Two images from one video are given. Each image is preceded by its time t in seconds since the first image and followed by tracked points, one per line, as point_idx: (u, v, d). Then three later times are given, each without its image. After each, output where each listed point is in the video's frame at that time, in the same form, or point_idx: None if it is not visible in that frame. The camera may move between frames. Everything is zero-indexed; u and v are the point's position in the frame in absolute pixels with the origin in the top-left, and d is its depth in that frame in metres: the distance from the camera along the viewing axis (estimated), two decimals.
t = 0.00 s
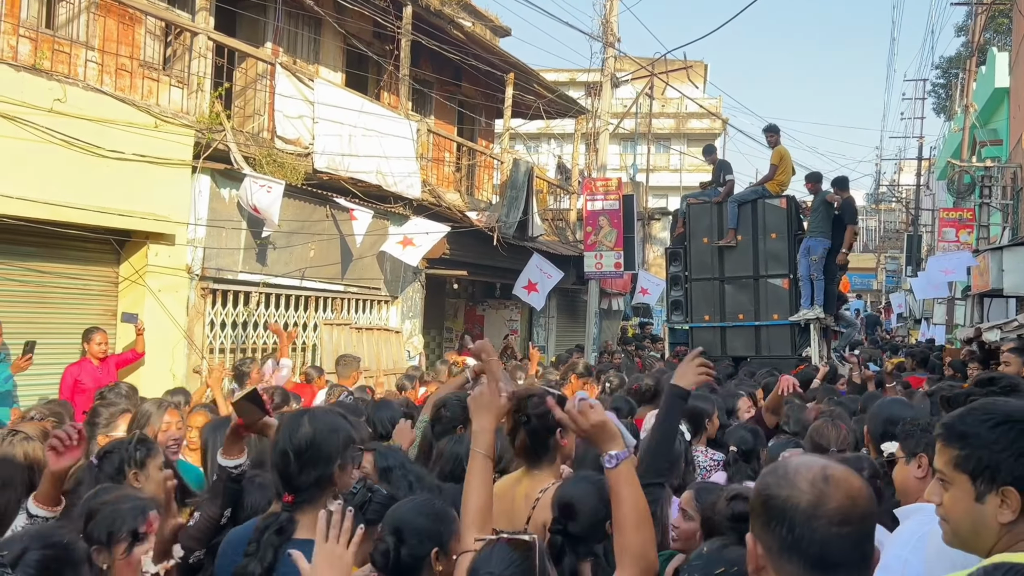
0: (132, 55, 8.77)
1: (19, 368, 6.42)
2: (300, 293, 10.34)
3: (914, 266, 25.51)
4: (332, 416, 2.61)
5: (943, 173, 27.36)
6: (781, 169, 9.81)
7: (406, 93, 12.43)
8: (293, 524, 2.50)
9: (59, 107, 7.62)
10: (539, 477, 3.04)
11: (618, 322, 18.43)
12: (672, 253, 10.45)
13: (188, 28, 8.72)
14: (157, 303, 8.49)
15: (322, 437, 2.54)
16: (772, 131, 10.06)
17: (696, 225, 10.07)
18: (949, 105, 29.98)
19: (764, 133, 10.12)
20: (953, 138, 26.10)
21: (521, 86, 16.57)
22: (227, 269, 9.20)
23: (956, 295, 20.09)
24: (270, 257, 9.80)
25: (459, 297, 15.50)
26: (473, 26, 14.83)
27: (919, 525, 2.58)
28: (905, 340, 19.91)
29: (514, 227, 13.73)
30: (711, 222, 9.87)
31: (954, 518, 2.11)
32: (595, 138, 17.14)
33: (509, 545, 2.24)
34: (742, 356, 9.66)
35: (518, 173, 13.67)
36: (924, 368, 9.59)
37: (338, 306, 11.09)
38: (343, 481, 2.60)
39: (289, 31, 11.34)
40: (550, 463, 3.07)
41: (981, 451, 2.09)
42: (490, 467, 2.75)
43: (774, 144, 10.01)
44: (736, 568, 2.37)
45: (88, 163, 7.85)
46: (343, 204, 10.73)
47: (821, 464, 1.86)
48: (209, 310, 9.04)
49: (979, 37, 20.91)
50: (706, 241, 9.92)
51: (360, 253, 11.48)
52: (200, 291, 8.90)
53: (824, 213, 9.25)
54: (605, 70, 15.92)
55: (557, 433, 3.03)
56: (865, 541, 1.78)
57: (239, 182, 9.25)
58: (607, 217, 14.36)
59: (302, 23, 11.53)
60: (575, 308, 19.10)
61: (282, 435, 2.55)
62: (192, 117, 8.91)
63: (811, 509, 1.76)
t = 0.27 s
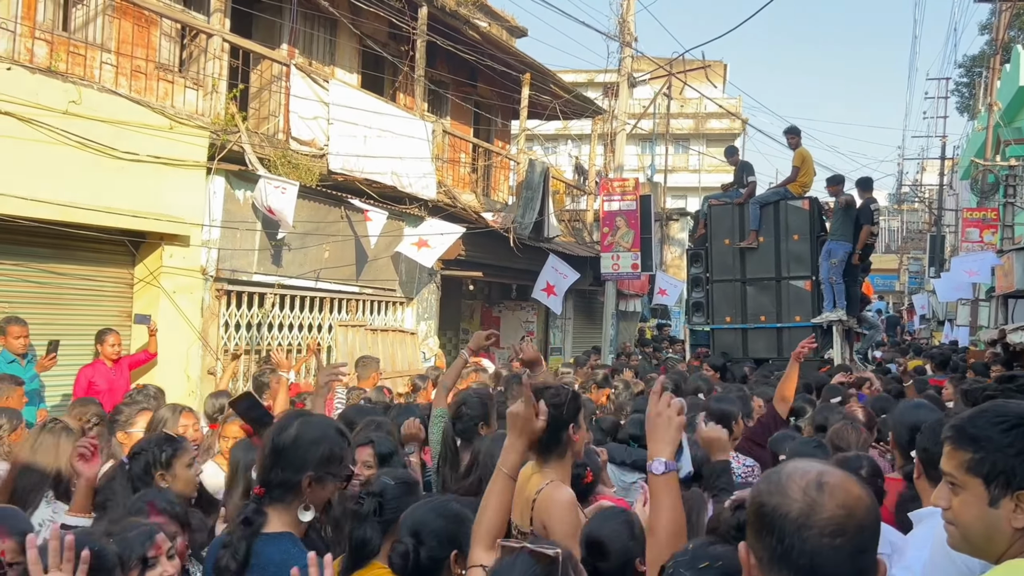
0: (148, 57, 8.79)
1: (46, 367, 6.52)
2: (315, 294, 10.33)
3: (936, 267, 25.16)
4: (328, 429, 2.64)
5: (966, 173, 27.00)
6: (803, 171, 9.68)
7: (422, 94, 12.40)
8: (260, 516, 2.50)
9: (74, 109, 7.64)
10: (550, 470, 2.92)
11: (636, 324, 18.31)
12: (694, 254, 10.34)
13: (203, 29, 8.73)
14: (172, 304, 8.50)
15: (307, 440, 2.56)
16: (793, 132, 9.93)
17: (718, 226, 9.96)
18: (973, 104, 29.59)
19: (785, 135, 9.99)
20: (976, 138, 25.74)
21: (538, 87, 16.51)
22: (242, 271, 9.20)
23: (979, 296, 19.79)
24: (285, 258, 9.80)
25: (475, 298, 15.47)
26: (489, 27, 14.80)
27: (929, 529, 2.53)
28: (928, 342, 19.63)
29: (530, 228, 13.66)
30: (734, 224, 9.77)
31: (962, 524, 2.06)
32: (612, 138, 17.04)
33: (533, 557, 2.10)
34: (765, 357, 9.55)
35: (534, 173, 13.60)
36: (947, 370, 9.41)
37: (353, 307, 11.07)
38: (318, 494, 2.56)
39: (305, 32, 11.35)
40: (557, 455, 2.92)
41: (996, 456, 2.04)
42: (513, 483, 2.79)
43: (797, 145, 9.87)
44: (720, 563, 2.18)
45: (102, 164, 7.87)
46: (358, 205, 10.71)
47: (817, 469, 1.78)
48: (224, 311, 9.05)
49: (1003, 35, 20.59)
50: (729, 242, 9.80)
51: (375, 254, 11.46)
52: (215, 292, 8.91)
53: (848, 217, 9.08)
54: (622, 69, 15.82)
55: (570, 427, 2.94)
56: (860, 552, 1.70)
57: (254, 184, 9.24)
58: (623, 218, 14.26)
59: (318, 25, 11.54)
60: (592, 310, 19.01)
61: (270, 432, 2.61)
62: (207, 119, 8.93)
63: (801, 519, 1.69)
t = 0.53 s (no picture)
0: (158, 58, 8.76)
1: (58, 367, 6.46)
2: (326, 296, 10.27)
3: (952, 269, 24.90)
4: (328, 427, 2.57)
5: (981, 174, 26.72)
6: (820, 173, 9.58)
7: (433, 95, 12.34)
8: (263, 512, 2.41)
9: (83, 110, 7.61)
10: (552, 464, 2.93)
11: (648, 326, 18.18)
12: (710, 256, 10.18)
13: (213, 31, 8.69)
14: (181, 306, 8.45)
15: (306, 437, 2.49)
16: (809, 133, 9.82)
17: (735, 228, 9.80)
18: (988, 105, 29.30)
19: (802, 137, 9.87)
20: (992, 138, 25.47)
21: (550, 88, 16.43)
22: (252, 273, 9.15)
23: (997, 298, 19.55)
24: (296, 260, 9.75)
25: (487, 300, 15.39)
26: (501, 28, 14.73)
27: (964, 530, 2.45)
28: (944, 345, 19.40)
29: (542, 229, 13.57)
30: (748, 226, 9.64)
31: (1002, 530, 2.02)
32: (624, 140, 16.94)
33: (557, 531, 2.12)
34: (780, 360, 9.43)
35: (546, 174, 13.50)
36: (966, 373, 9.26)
37: (364, 309, 11.01)
38: (318, 491, 2.48)
39: (316, 33, 11.31)
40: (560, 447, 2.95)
41: None
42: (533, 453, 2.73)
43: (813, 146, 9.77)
44: (754, 570, 2.09)
45: (112, 166, 7.84)
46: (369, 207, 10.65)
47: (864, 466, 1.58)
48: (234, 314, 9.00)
49: (1018, 34, 20.36)
50: (744, 245, 9.67)
51: (386, 256, 11.39)
52: (225, 295, 8.87)
53: (864, 218, 8.94)
54: (634, 70, 15.71)
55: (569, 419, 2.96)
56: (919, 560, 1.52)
57: (264, 185, 9.19)
58: (636, 219, 14.13)
59: (329, 26, 11.50)
60: (605, 312, 18.89)
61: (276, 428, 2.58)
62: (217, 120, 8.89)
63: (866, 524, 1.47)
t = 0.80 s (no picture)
0: (167, 64, 8.75)
1: (68, 372, 6.41)
2: (335, 301, 10.24)
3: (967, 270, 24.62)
4: (357, 429, 2.60)
5: (995, 174, 26.46)
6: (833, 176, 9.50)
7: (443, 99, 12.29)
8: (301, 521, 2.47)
9: (92, 116, 7.59)
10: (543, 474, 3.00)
11: (660, 329, 18.07)
12: (724, 260, 10.05)
13: (222, 35, 8.67)
14: (191, 312, 8.42)
15: (335, 445, 2.52)
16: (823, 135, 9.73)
17: (749, 232, 9.69)
18: (1002, 105, 29.03)
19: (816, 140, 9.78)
20: (1006, 138, 25.20)
21: (559, 91, 16.36)
22: (261, 278, 9.13)
23: (1012, 300, 19.31)
24: (305, 265, 9.72)
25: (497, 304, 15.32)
26: (510, 30, 14.68)
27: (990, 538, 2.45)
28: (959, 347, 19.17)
29: (552, 232, 13.49)
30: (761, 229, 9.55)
31: None
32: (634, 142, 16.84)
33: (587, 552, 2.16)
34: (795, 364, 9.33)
35: (556, 177, 13.42)
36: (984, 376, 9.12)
37: (374, 314, 10.96)
38: (355, 494, 2.56)
39: (325, 37, 11.28)
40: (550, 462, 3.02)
41: None
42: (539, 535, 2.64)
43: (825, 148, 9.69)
44: None
45: (121, 171, 7.82)
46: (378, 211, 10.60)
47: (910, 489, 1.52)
48: (243, 319, 8.98)
49: None
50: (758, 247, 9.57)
51: (396, 260, 11.35)
52: (234, 300, 8.85)
53: (878, 220, 8.82)
54: (645, 72, 15.62)
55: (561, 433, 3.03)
56: None
57: (273, 190, 9.16)
58: (647, 222, 14.03)
59: (339, 30, 11.47)
60: (616, 315, 18.79)
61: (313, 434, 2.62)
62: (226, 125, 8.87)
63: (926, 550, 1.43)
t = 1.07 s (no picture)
0: (182, 66, 8.76)
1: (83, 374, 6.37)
2: (351, 303, 10.19)
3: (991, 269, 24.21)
4: (406, 432, 2.63)
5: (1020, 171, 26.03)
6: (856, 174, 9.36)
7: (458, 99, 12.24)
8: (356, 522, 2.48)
9: (106, 119, 7.59)
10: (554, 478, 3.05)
11: (679, 330, 17.89)
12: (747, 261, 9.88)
13: (236, 37, 8.66)
14: (207, 314, 8.40)
15: (388, 447, 2.56)
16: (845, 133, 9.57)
17: (772, 232, 9.51)
18: None
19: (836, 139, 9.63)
20: None
21: (576, 91, 16.26)
22: (277, 280, 9.10)
23: None
24: (321, 267, 9.69)
25: (514, 305, 15.23)
26: (525, 30, 14.60)
27: None
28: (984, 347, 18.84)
29: (569, 233, 13.38)
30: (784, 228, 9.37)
31: None
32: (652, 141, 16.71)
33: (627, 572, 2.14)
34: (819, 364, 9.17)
35: (572, 177, 13.32)
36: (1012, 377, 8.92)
37: (390, 315, 10.91)
38: (403, 493, 2.59)
39: (340, 38, 11.25)
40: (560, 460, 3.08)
41: None
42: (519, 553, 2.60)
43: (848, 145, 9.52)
44: None
45: (136, 174, 7.81)
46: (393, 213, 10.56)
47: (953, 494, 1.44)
48: (259, 322, 8.95)
49: None
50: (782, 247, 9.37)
51: (412, 262, 11.29)
52: (249, 302, 8.84)
53: (902, 219, 8.67)
54: (662, 70, 15.49)
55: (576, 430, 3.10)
56: None
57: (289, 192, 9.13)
58: (665, 221, 13.88)
59: (353, 32, 11.45)
60: (634, 316, 18.63)
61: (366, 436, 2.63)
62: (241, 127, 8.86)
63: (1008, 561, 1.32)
